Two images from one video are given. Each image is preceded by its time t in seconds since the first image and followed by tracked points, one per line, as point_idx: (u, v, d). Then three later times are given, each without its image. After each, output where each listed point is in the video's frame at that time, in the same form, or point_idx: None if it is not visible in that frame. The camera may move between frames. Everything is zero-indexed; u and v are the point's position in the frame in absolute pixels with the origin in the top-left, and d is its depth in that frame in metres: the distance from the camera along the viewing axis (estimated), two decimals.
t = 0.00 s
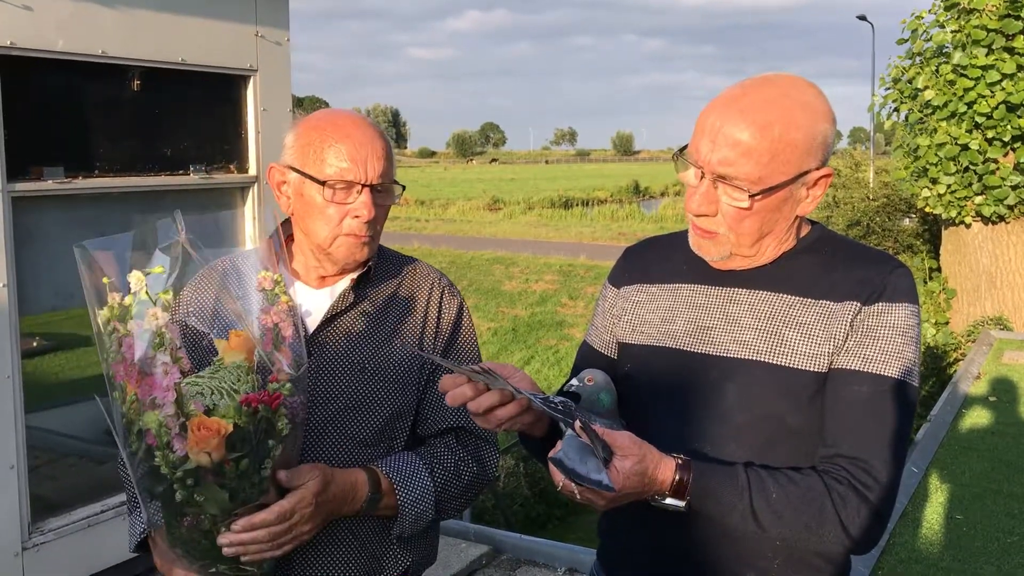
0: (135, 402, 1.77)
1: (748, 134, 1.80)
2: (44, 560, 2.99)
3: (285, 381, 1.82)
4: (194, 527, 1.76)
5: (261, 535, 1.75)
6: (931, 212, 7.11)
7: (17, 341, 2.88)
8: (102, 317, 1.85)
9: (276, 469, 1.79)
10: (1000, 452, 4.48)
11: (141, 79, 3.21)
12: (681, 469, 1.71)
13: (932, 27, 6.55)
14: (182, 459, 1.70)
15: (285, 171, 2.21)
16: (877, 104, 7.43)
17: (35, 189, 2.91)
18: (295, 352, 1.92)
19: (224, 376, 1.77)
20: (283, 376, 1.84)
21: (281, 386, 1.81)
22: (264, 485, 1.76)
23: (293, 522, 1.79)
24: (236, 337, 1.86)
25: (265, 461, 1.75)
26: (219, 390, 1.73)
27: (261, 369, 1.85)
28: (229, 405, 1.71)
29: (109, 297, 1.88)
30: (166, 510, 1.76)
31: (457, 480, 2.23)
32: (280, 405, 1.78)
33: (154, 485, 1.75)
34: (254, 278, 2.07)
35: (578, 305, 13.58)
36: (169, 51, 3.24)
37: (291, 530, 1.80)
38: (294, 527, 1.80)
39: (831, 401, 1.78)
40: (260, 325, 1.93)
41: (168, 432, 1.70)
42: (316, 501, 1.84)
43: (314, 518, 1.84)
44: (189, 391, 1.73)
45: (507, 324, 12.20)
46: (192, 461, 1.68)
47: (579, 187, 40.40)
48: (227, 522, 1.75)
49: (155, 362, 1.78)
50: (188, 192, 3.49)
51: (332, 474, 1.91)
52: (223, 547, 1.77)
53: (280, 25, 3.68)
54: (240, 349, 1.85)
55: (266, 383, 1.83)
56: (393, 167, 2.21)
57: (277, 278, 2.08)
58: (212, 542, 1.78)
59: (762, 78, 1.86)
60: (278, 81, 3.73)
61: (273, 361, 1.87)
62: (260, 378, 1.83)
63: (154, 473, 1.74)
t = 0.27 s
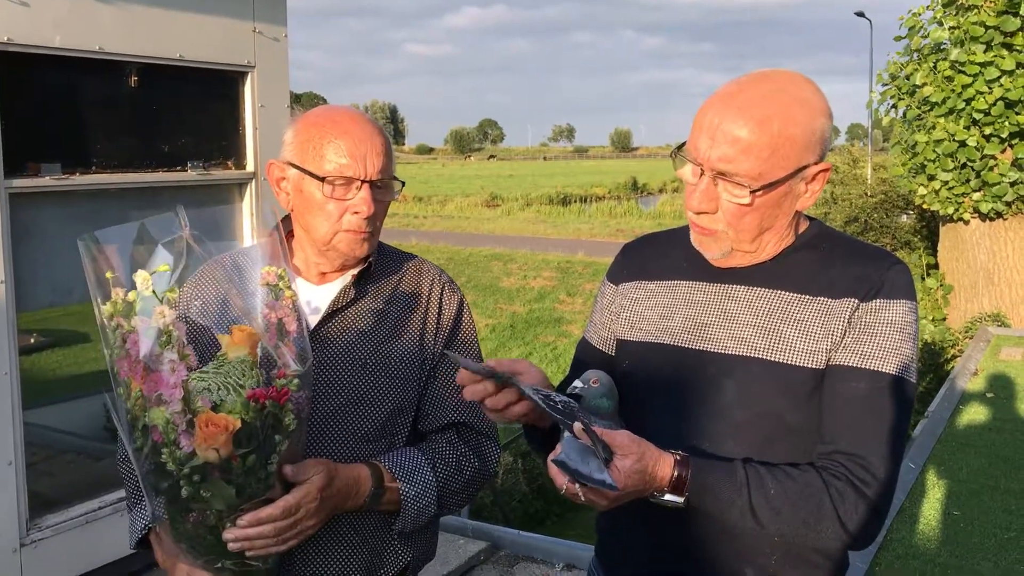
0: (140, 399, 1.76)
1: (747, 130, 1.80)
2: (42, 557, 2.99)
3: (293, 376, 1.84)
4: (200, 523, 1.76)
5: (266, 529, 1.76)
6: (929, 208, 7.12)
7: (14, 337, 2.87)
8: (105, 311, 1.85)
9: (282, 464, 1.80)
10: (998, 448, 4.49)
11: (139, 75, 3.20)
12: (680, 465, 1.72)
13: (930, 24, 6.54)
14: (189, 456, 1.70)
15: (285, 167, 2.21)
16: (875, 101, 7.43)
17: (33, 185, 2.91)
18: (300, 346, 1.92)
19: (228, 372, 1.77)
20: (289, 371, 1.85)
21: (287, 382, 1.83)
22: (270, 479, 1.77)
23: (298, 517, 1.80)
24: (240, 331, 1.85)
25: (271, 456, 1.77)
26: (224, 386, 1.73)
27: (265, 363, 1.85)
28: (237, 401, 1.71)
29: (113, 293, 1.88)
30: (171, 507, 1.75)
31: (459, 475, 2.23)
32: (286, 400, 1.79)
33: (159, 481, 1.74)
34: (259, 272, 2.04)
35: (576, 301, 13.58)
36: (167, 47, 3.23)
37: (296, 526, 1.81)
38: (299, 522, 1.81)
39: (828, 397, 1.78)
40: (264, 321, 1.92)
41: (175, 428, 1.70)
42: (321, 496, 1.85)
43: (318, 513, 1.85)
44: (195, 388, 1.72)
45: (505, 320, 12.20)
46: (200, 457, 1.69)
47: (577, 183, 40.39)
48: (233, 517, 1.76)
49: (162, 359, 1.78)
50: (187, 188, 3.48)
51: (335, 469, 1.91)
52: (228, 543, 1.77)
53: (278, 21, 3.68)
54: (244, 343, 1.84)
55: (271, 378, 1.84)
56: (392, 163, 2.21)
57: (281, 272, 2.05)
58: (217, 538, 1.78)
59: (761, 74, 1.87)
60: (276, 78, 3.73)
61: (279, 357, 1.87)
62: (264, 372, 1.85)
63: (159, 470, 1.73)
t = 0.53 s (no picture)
0: (135, 393, 1.76)
1: (745, 129, 1.80)
2: (40, 554, 2.99)
3: (286, 367, 1.81)
4: (196, 516, 1.76)
5: (262, 522, 1.76)
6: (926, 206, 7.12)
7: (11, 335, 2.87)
8: (100, 306, 1.85)
9: (277, 457, 1.80)
10: (995, 446, 4.50)
11: (136, 72, 3.19)
12: (677, 465, 1.72)
13: (928, 21, 6.54)
14: (183, 448, 1.70)
15: (280, 165, 2.20)
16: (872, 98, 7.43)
17: (30, 183, 2.90)
18: (294, 340, 1.91)
19: (223, 365, 1.77)
20: (283, 363, 1.83)
21: (281, 373, 1.81)
22: (265, 472, 1.76)
23: (295, 509, 1.80)
24: (234, 325, 1.85)
25: (266, 448, 1.76)
26: (219, 378, 1.74)
27: (260, 356, 1.83)
28: (230, 393, 1.72)
29: (107, 287, 1.87)
30: (167, 501, 1.76)
31: (456, 470, 2.23)
32: (281, 391, 1.78)
33: (155, 475, 1.75)
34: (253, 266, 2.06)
35: (574, 299, 13.58)
36: (164, 44, 3.22)
37: (293, 518, 1.81)
38: (295, 515, 1.81)
39: (826, 396, 1.78)
40: (258, 314, 1.91)
41: (169, 421, 1.71)
42: (317, 489, 1.85)
43: (314, 506, 1.85)
44: (189, 380, 1.73)
45: (503, 318, 12.21)
46: (194, 449, 1.69)
47: (575, 181, 40.39)
48: (229, 511, 1.76)
49: (155, 351, 1.77)
50: (184, 185, 3.47)
51: (331, 463, 1.91)
52: (224, 536, 1.78)
53: (275, 18, 3.67)
54: (238, 337, 1.83)
55: (266, 371, 1.82)
56: (388, 159, 2.21)
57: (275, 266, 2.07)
58: (213, 531, 1.78)
59: (756, 71, 1.87)
60: (273, 75, 3.72)
61: (274, 351, 1.85)
62: (260, 365, 1.82)
63: (154, 464, 1.74)
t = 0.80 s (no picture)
0: (129, 391, 1.77)
1: (745, 127, 1.80)
2: (39, 552, 2.99)
3: (280, 363, 1.83)
4: (193, 512, 1.77)
5: (260, 519, 1.77)
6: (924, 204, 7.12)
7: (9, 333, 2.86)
8: (93, 306, 1.85)
9: (274, 453, 1.80)
10: (993, 444, 4.50)
11: (134, 70, 3.19)
12: (683, 463, 1.72)
13: (927, 20, 6.54)
14: (179, 445, 1.71)
15: (274, 163, 2.20)
16: (871, 97, 7.42)
17: (28, 181, 2.89)
18: (288, 336, 1.91)
19: (217, 361, 1.77)
20: (278, 358, 1.84)
21: (276, 368, 1.82)
22: (262, 468, 1.77)
23: (292, 506, 1.80)
24: (227, 322, 1.85)
25: (262, 444, 1.76)
26: (213, 374, 1.74)
27: (254, 352, 1.84)
28: (224, 390, 1.72)
29: (99, 288, 1.86)
30: (164, 498, 1.76)
31: (454, 466, 2.22)
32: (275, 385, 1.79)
33: (152, 472, 1.75)
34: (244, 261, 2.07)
35: (572, 297, 13.58)
36: (163, 42, 3.22)
37: (290, 515, 1.81)
38: (292, 511, 1.80)
39: (825, 395, 1.78)
40: (251, 310, 1.91)
41: (164, 418, 1.71)
42: (314, 485, 1.84)
43: (312, 502, 1.85)
44: (182, 377, 1.74)
45: (501, 316, 12.21)
46: (190, 446, 1.70)
47: (574, 179, 40.38)
48: (226, 507, 1.77)
49: (148, 348, 1.78)
50: (182, 183, 3.46)
51: (329, 460, 1.90)
52: (222, 532, 1.78)
53: (274, 16, 3.66)
54: (232, 335, 1.83)
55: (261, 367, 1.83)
56: (382, 156, 2.21)
57: (266, 262, 2.08)
58: (211, 527, 1.79)
59: (750, 70, 1.87)
60: (272, 73, 3.72)
61: (267, 348, 1.85)
62: (254, 362, 1.83)
63: (150, 461, 1.74)
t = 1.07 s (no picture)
0: (125, 388, 1.77)
1: (741, 121, 1.80)
2: (37, 552, 2.98)
3: (277, 361, 1.83)
4: (188, 509, 1.77)
5: (255, 516, 1.77)
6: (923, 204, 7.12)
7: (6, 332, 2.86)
8: (90, 302, 1.85)
9: (269, 450, 1.80)
10: (991, 444, 4.51)
11: (133, 69, 3.19)
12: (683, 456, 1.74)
13: (926, 20, 6.54)
14: (175, 442, 1.71)
15: (274, 161, 2.20)
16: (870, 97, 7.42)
17: (26, 181, 2.89)
18: (284, 334, 1.91)
19: (213, 359, 1.77)
20: (274, 356, 1.84)
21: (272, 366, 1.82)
22: (257, 465, 1.77)
23: (287, 503, 1.79)
24: (224, 320, 1.85)
25: (258, 441, 1.77)
26: (209, 372, 1.74)
27: (250, 349, 1.84)
28: (220, 387, 1.73)
29: (96, 284, 1.86)
30: (159, 495, 1.76)
31: (449, 465, 2.22)
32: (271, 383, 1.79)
33: (146, 469, 1.75)
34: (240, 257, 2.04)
35: (571, 296, 13.58)
36: (161, 41, 3.22)
37: (285, 512, 1.80)
38: (287, 509, 1.80)
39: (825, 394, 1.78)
40: (246, 309, 1.92)
41: (160, 416, 1.72)
42: (309, 482, 1.84)
43: (307, 499, 1.85)
44: (178, 374, 1.74)
45: (500, 316, 12.21)
46: (185, 443, 1.70)
47: (573, 179, 40.38)
48: (221, 504, 1.77)
49: (144, 346, 1.79)
50: (181, 182, 3.46)
51: (323, 457, 1.90)
52: (216, 529, 1.78)
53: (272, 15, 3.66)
54: (228, 331, 1.84)
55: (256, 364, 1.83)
56: (382, 155, 2.21)
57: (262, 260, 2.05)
58: (205, 525, 1.79)
59: (745, 66, 1.88)
60: (270, 72, 3.71)
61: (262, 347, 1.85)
62: (249, 359, 1.83)
63: (145, 458, 1.74)
